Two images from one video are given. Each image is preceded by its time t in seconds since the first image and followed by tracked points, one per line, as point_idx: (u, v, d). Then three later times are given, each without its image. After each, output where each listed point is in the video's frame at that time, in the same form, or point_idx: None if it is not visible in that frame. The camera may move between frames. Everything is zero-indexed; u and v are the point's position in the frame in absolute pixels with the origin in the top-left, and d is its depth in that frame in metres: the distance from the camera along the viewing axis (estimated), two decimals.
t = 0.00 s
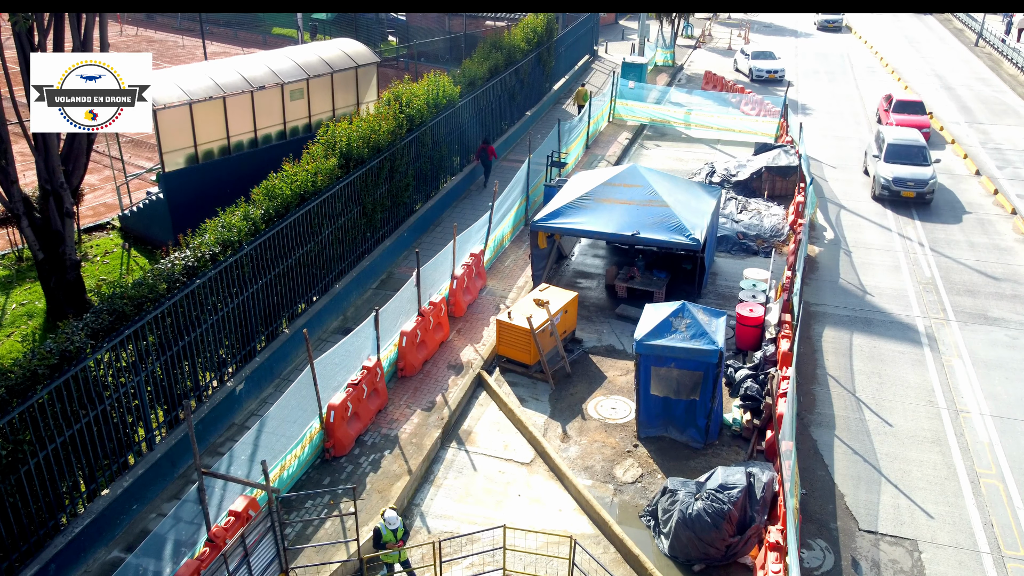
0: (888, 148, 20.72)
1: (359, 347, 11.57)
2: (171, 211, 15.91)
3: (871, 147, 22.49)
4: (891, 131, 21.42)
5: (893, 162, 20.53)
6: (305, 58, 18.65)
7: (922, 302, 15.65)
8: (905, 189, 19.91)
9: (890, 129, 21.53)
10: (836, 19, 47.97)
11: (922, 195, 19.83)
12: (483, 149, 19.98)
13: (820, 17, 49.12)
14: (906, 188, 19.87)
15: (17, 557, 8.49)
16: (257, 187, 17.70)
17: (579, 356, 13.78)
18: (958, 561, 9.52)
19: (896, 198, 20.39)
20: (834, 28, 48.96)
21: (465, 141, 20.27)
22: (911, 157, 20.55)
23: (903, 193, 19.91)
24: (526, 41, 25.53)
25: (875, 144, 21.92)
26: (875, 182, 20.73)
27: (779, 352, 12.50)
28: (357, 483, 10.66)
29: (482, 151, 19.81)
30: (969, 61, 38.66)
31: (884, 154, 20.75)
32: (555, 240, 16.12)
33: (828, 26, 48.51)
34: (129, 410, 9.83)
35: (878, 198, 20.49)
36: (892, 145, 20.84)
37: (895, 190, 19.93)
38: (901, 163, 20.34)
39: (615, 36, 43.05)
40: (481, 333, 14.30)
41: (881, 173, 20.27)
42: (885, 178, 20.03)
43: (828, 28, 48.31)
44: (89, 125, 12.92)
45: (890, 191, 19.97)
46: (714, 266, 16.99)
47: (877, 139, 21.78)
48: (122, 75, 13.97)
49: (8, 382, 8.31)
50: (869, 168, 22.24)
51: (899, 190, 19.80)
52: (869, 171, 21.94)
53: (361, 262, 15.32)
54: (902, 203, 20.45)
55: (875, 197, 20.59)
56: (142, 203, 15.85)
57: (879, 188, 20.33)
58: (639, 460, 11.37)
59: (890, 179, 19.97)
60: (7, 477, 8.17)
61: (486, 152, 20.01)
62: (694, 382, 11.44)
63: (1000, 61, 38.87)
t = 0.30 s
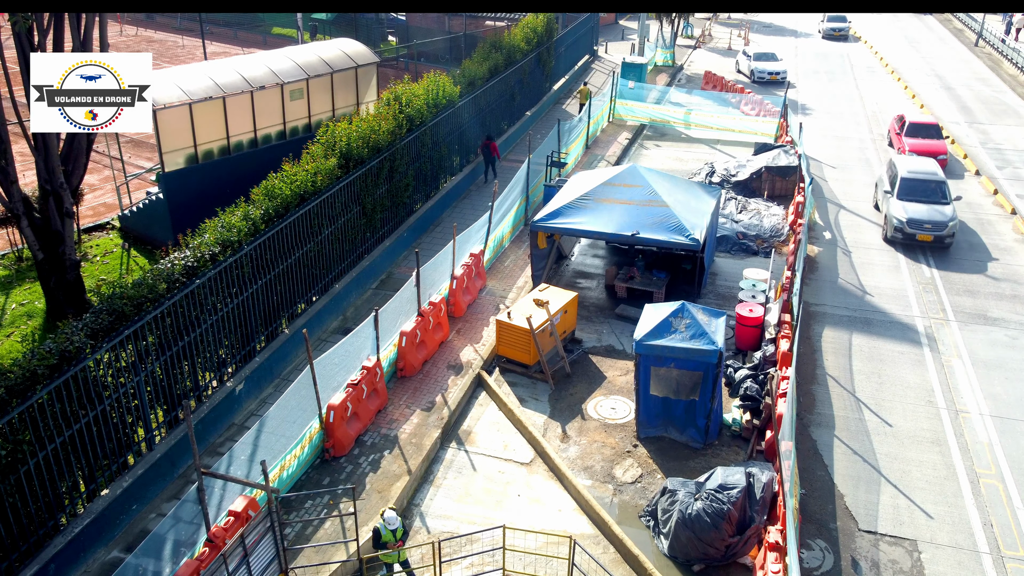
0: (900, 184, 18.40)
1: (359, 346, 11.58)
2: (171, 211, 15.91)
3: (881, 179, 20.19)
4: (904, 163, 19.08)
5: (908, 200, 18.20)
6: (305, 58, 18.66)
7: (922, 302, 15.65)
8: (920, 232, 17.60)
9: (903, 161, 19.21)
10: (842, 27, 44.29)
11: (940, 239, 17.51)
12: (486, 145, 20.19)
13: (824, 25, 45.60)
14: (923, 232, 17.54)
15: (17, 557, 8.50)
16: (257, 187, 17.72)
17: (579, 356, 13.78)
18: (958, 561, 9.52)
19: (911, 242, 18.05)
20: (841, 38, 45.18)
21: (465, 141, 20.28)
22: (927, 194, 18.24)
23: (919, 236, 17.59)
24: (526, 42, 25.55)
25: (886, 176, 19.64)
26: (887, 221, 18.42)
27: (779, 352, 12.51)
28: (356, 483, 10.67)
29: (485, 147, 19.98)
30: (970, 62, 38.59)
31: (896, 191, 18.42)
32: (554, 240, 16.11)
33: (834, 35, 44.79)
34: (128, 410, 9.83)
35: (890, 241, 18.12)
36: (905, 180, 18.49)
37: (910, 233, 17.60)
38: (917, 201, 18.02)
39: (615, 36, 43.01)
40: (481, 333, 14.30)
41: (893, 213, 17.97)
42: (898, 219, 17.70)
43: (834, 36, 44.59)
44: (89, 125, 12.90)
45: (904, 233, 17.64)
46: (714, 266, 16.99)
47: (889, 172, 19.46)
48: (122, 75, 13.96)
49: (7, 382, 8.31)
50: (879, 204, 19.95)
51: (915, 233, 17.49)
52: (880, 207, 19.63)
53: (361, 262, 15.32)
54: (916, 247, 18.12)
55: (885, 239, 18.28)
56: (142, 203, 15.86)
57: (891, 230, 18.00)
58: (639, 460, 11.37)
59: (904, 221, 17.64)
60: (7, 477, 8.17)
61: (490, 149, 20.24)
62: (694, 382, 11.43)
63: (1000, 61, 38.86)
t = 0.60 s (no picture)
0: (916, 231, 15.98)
1: (359, 347, 11.58)
2: (171, 211, 15.90)
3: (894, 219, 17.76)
4: (920, 205, 16.65)
5: (925, 250, 15.79)
6: (305, 58, 18.64)
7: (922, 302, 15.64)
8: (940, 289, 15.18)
9: (918, 201, 16.80)
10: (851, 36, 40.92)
11: (964, 298, 15.04)
12: (490, 141, 20.73)
13: (831, 32, 42.05)
14: (943, 289, 15.12)
15: (16, 557, 8.49)
16: (257, 187, 17.72)
17: (579, 357, 13.76)
18: (958, 562, 9.51)
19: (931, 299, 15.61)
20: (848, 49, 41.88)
21: (466, 141, 20.30)
22: (947, 243, 15.79)
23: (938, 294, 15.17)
24: (526, 42, 25.55)
25: (900, 219, 17.21)
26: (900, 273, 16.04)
27: (779, 353, 12.50)
28: (356, 484, 10.66)
29: (490, 145, 20.55)
30: (971, 62, 38.55)
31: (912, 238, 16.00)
32: (555, 241, 16.10)
33: (842, 44, 41.52)
34: (128, 410, 9.83)
35: (905, 297, 15.71)
36: (922, 226, 16.06)
37: (927, 290, 15.20)
38: (936, 252, 15.62)
39: (615, 36, 42.99)
40: (480, 333, 14.30)
41: (908, 266, 15.58)
42: (914, 274, 15.31)
43: (842, 46, 41.34)
44: (89, 126, 12.88)
45: (920, 290, 15.26)
46: (714, 266, 16.99)
47: (903, 214, 17.03)
48: (122, 75, 13.94)
49: (6, 383, 8.29)
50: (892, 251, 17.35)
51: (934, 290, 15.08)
52: (893, 254, 17.08)
53: (361, 263, 15.32)
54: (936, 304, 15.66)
55: (899, 294, 15.85)
56: (142, 203, 15.86)
57: (905, 285, 15.59)
58: (639, 460, 11.36)
59: (920, 275, 15.25)
60: (7, 478, 8.16)
61: (494, 145, 20.76)
62: (694, 382, 11.43)
63: (1000, 61, 38.86)
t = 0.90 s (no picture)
0: (936, 293, 13.27)
1: (360, 348, 11.57)
2: (171, 212, 15.88)
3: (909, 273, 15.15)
4: (940, 259, 13.97)
5: (948, 316, 13.05)
6: (305, 58, 18.60)
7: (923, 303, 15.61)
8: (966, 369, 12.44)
9: (937, 254, 14.17)
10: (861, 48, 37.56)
11: (996, 380, 12.28)
12: (494, 139, 20.94)
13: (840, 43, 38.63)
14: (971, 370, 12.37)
15: (16, 559, 8.47)
16: (257, 187, 17.70)
17: (579, 358, 13.74)
18: (959, 564, 9.48)
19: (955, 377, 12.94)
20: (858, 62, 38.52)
21: (466, 140, 20.28)
22: (975, 309, 13.04)
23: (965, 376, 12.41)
24: (526, 42, 25.52)
25: (916, 273, 14.57)
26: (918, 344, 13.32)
27: (780, 353, 12.49)
28: (356, 485, 10.64)
29: (494, 140, 20.84)
30: (971, 62, 38.53)
31: (931, 301, 13.30)
32: (555, 241, 16.08)
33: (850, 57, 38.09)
34: (127, 411, 9.81)
35: (924, 376, 13.00)
36: (944, 288, 13.33)
37: (951, 370, 12.48)
38: (960, 321, 12.90)
39: (615, 36, 42.98)
40: (480, 334, 14.27)
41: (927, 338, 12.86)
42: (935, 349, 12.59)
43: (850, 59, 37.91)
44: (89, 126, 12.86)
45: (941, 369, 12.55)
46: (714, 266, 16.96)
47: (921, 269, 14.36)
48: (122, 75, 13.98)
49: (5, 385, 8.27)
50: (907, 311, 14.73)
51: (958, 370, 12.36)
52: (909, 316, 14.47)
53: (361, 263, 15.30)
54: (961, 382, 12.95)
55: (918, 372, 13.16)
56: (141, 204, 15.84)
57: (924, 361, 12.86)
58: (639, 461, 11.34)
59: (942, 351, 12.54)
60: (6, 479, 8.14)
61: (497, 142, 20.98)
62: (695, 383, 11.41)
63: (1000, 61, 38.83)
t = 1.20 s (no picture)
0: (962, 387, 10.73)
1: (358, 349, 11.53)
2: (169, 213, 15.83)
3: (927, 349, 12.66)
4: (966, 339, 11.40)
5: (978, 420, 10.46)
6: (303, 58, 18.56)
7: (922, 304, 15.58)
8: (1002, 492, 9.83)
9: (962, 331, 11.62)
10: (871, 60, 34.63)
11: None
12: (496, 136, 20.90)
13: (847, 55, 35.73)
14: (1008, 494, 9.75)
15: (12, 562, 8.43)
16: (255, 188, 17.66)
17: (578, 359, 13.70)
18: (960, 567, 9.45)
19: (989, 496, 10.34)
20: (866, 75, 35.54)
21: (465, 141, 20.24)
22: (1010, 410, 10.45)
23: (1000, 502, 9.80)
24: (525, 42, 25.47)
25: (937, 352, 12.03)
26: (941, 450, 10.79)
27: (780, 355, 12.46)
28: (354, 488, 10.60)
29: (496, 139, 20.56)
30: (971, 62, 38.54)
31: (956, 399, 10.77)
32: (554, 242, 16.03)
33: (859, 70, 35.13)
34: (124, 414, 9.76)
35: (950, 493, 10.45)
36: (970, 381, 10.78)
37: (982, 492, 9.88)
38: (993, 427, 10.32)
39: (615, 37, 42.95)
40: (479, 335, 14.23)
41: (953, 448, 10.30)
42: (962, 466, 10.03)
43: (859, 72, 34.97)
44: (89, 126, 12.85)
45: (969, 489, 9.99)
46: (713, 267, 16.93)
47: (943, 350, 11.78)
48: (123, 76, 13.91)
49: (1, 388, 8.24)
50: (926, 397, 12.23)
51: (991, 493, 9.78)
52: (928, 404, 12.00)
53: (359, 265, 15.27)
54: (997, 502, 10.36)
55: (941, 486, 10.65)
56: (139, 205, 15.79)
57: (951, 478, 10.29)
58: (638, 463, 11.29)
59: (971, 466, 9.98)
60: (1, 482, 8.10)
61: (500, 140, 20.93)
62: (694, 385, 11.37)
63: (1000, 61, 38.83)
